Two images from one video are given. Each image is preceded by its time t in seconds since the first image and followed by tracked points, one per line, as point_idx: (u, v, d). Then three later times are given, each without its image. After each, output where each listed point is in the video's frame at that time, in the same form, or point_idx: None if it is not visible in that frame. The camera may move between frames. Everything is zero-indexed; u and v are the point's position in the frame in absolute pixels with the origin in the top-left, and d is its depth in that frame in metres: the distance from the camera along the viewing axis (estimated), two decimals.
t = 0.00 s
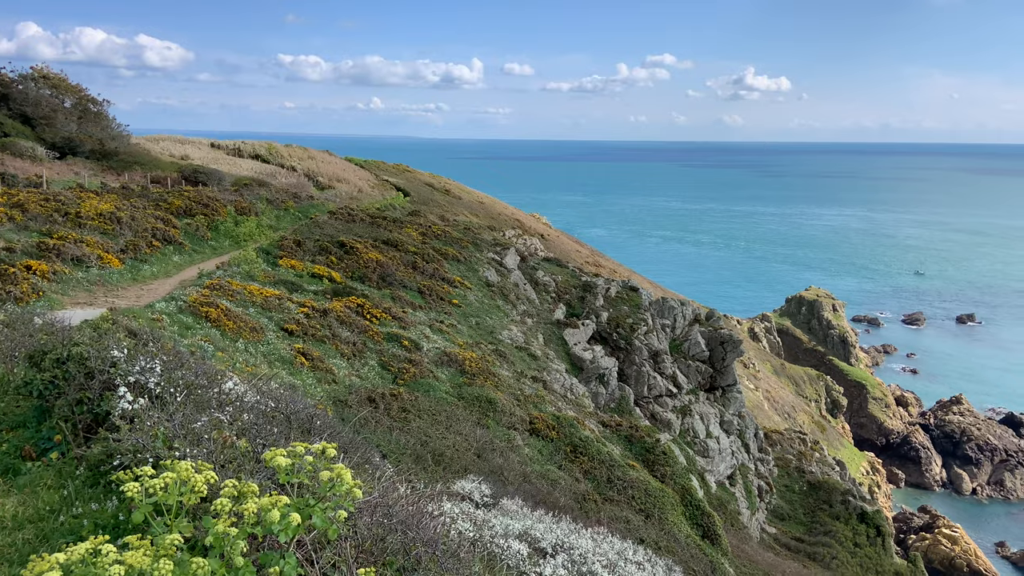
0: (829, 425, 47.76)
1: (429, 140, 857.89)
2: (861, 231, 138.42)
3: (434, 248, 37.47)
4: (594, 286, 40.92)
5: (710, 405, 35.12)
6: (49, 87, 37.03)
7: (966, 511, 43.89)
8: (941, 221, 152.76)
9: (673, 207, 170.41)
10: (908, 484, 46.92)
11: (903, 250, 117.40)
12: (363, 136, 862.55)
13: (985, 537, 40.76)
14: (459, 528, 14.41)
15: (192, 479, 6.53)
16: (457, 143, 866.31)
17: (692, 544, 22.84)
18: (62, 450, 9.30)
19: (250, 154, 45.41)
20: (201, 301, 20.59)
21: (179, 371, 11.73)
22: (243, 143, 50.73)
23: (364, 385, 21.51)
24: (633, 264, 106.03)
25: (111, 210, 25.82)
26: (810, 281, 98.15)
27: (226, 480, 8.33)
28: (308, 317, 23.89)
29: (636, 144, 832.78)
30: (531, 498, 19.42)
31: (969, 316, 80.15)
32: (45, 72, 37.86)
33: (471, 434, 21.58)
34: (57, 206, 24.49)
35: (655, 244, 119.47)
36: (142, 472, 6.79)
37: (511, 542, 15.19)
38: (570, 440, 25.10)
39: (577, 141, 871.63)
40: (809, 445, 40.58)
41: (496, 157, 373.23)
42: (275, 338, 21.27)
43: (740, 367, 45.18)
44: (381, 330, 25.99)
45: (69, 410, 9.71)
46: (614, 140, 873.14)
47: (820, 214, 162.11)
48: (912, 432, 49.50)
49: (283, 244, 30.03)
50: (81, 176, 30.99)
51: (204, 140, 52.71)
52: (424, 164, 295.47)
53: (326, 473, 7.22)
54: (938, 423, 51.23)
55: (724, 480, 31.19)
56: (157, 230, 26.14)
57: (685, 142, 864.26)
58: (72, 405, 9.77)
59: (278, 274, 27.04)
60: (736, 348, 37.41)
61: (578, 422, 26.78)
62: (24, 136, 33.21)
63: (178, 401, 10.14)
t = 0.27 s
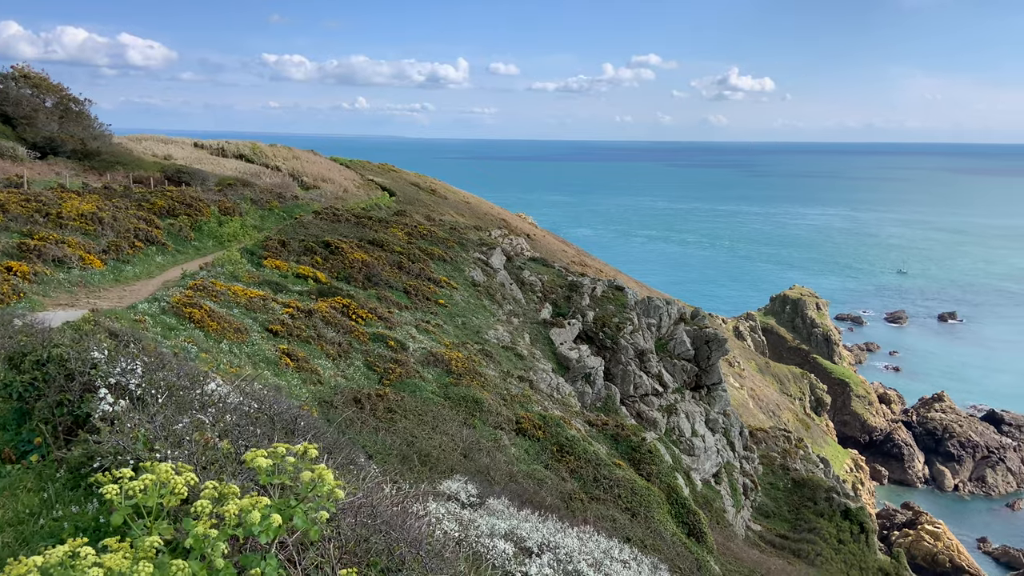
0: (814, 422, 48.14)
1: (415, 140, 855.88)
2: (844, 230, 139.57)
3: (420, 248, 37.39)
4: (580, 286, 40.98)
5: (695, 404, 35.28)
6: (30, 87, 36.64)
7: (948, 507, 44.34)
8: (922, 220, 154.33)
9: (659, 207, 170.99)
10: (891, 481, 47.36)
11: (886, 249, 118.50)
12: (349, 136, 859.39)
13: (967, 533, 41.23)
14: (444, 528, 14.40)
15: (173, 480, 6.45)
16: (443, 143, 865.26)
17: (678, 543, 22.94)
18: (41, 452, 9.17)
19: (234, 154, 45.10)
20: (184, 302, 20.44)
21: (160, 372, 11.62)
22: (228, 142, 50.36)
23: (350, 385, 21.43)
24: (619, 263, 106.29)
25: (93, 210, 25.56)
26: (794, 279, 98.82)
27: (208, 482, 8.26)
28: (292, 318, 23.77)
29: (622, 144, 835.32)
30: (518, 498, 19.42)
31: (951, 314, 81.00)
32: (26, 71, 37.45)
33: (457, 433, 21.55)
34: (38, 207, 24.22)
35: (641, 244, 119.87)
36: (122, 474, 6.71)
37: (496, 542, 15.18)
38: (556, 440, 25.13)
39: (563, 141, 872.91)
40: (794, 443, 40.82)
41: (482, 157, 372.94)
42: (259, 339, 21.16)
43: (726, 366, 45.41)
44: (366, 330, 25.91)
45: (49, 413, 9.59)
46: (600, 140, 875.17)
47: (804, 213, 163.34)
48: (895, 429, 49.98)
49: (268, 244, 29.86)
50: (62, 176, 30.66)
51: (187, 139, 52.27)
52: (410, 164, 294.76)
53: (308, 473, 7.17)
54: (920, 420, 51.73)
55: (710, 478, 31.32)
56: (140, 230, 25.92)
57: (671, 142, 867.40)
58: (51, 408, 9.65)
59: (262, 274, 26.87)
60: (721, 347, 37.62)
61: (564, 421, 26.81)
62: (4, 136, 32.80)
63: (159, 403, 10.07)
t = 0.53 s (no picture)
0: (798, 420, 48.52)
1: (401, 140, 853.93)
2: (827, 229, 140.81)
3: (406, 248, 37.27)
4: (565, 285, 41.05)
5: (680, 402, 35.44)
6: (9, 86, 36.21)
7: (930, 503, 44.83)
8: (904, 219, 155.93)
9: (644, 207, 171.58)
10: (874, 478, 47.81)
11: (868, 248, 119.59)
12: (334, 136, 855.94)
13: (948, 529, 41.72)
14: (429, 528, 14.39)
15: (152, 482, 6.41)
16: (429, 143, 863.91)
17: (663, 541, 23.04)
18: (19, 455, 9.03)
19: (217, 153, 44.74)
20: (167, 303, 20.26)
21: (141, 373, 11.53)
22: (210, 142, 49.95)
23: (335, 386, 21.33)
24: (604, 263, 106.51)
25: (73, 211, 25.30)
26: (778, 278, 99.48)
27: (189, 484, 8.17)
28: (277, 318, 23.65)
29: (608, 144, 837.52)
30: (504, 498, 19.43)
31: (932, 312, 81.86)
32: (5, 70, 37.01)
33: (443, 434, 21.54)
34: (18, 207, 23.94)
35: (626, 243, 120.22)
36: (99, 477, 6.64)
37: (481, 541, 15.18)
38: (542, 439, 25.17)
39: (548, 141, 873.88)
40: (778, 440, 41.07)
41: (468, 157, 372.45)
42: (243, 340, 21.03)
43: (710, 364, 45.66)
44: (351, 331, 25.80)
45: (28, 415, 9.49)
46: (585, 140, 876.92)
47: (787, 213, 164.58)
48: (878, 426, 50.47)
49: (251, 244, 29.67)
50: (43, 176, 30.32)
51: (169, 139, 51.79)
52: (396, 164, 293.78)
53: (288, 475, 7.15)
54: (902, 418, 52.24)
55: (695, 476, 31.44)
56: (121, 231, 25.69)
57: (657, 142, 870.45)
58: (30, 410, 9.56)
59: (246, 275, 26.70)
60: (706, 346, 37.83)
61: (550, 420, 26.86)
62: None
63: (140, 405, 10.00)
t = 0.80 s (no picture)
0: (782, 418, 48.88)
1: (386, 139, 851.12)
2: (810, 228, 141.95)
3: (390, 248, 37.16)
4: (551, 284, 41.09)
5: (666, 401, 35.60)
6: None
7: (911, 500, 45.33)
8: (885, 218, 157.49)
9: (629, 206, 172.10)
10: (857, 475, 48.29)
11: (850, 246, 120.67)
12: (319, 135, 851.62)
13: (930, 525, 42.22)
14: (414, 528, 14.37)
15: (132, 483, 6.37)
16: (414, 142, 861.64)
17: (649, 539, 23.13)
18: None
19: (200, 153, 44.38)
20: (149, 304, 20.07)
21: (122, 375, 11.44)
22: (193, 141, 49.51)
23: (319, 387, 21.24)
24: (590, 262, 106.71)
25: (54, 211, 25.02)
26: (762, 277, 100.15)
27: (169, 486, 8.11)
28: (260, 319, 23.50)
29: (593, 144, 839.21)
30: (490, 497, 19.43)
31: (913, 310, 82.75)
32: None
33: (429, 434, 21.51)
34: None
35: (611, 242, 120.54)
36: (78, 479, 6.58)
37: (466, 541, 15.18)
38: (528, 438, 25.19)
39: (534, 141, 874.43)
40: (762, 438, 41.36)
41: (453, 157, 371.82)
42: (227, 340, 20.89)
43: (695, 363, 45.89)
44: (336, 331, 25.71)
45: (7, 417, 9.40)
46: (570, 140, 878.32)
47: (770, 212, 165.74)
48: (860, 424, 50.96)
49: (234, 245, 29.46)
50: (21, 176, 29.92)
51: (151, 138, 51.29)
52: (381, 163, 292.58)
53: (269, 476, 7.12)
54: (884, 415, 52.79)
55: (680, 474, 31.61)
56: (103, 231, 25.44)
57: (642, 142, 873.39)
58: (9, 412, 9.46)
59: (229, 275, 26.50)
60: (691, 344, 38.02)
61: (535, 420, 26.88)
62: None
63: (121, 407, 9.92)
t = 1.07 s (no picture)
0: (765, 416, 49.23)
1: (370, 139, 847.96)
2: (792, 227, 143.11)
3: (375, 248, 37.02)
4: (536, 284, 41.11)
5: (650, 400, 35.74)
6: None
7: (893, 496, 45.81)
8: (866, 217, 159.04)
9: (613, 206, 172.58)
10: (839, 472, 48.75)
11: (832, 245, 121.77)
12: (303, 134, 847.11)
13: (911, 521, 42.70)
14: (398, 529, 14.34)
15: (110, 486, 6.30)
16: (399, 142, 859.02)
17: (634, 537, 23.21)
18: None
19: (181, 153, 43.98)
20: (130, 305, 19.88)
21: (101, 376, 11.33)
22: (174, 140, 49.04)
23: (303, 388, 21.12)
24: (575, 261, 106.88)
25: (33, 211, 24.71)
26: (745, 276, 100.81)
27: (148, 488, 8.04)
28: (243, 320, 23.33)
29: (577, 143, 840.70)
30: (475, 497, 19.42)
31: (893, 308, 83.66)
32: None
33: (414, 434, 21.47)
34: None
35: (596, 242, 120.85)
36: (55, 481, 6.51)
37: (451, 541, 15.16)
38: (514, 438, 25.20)
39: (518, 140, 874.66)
40: (745, 436, 41.63)
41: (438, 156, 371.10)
42: (209, 342, 20.73)
43: (679, 362, 46.12)
44: (320, 332, 25.58)
45: None
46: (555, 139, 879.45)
47: (754, 211, 166.84)
48: (843, 421, 51.45)
49: (217, 245, 29.23)
50: None
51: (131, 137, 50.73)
52: (365, 163, 291.27)
53: (248, 476, 7.09)
54: (866, 412, 53.29)
55: (664, 472, 31.76)
56: (83, 232, 25.16)
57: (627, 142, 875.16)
58: None
59: (211, 276, 26.30)
60: (675, 343, 38.19)
61: (521, 419, 26.89)
62: None
63: (100, 409, 9.83)
